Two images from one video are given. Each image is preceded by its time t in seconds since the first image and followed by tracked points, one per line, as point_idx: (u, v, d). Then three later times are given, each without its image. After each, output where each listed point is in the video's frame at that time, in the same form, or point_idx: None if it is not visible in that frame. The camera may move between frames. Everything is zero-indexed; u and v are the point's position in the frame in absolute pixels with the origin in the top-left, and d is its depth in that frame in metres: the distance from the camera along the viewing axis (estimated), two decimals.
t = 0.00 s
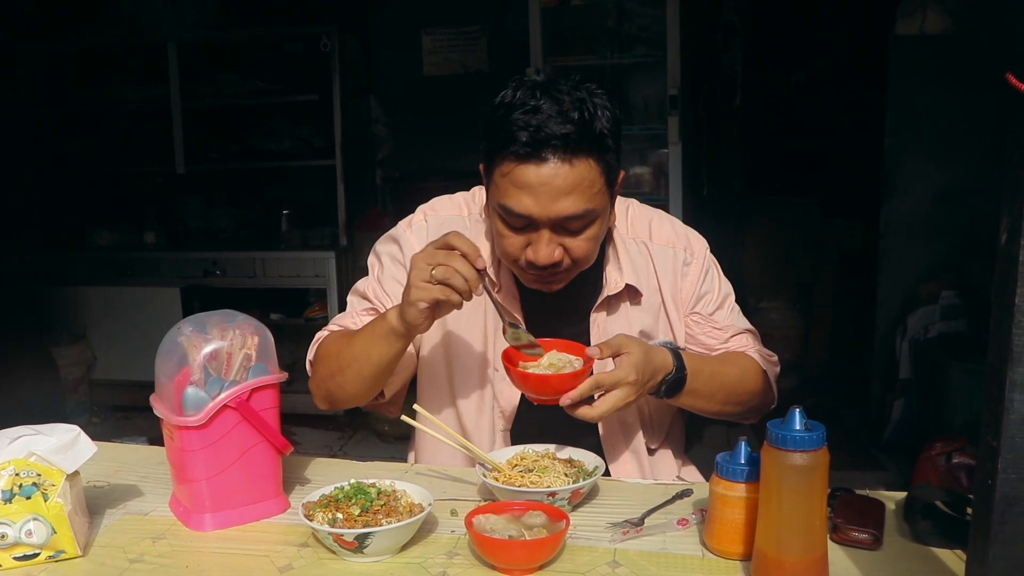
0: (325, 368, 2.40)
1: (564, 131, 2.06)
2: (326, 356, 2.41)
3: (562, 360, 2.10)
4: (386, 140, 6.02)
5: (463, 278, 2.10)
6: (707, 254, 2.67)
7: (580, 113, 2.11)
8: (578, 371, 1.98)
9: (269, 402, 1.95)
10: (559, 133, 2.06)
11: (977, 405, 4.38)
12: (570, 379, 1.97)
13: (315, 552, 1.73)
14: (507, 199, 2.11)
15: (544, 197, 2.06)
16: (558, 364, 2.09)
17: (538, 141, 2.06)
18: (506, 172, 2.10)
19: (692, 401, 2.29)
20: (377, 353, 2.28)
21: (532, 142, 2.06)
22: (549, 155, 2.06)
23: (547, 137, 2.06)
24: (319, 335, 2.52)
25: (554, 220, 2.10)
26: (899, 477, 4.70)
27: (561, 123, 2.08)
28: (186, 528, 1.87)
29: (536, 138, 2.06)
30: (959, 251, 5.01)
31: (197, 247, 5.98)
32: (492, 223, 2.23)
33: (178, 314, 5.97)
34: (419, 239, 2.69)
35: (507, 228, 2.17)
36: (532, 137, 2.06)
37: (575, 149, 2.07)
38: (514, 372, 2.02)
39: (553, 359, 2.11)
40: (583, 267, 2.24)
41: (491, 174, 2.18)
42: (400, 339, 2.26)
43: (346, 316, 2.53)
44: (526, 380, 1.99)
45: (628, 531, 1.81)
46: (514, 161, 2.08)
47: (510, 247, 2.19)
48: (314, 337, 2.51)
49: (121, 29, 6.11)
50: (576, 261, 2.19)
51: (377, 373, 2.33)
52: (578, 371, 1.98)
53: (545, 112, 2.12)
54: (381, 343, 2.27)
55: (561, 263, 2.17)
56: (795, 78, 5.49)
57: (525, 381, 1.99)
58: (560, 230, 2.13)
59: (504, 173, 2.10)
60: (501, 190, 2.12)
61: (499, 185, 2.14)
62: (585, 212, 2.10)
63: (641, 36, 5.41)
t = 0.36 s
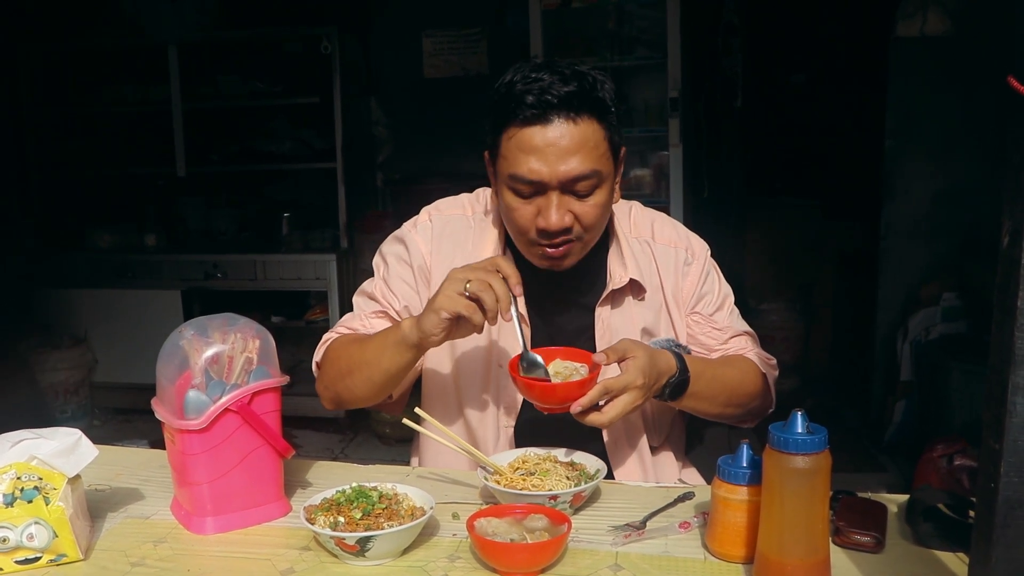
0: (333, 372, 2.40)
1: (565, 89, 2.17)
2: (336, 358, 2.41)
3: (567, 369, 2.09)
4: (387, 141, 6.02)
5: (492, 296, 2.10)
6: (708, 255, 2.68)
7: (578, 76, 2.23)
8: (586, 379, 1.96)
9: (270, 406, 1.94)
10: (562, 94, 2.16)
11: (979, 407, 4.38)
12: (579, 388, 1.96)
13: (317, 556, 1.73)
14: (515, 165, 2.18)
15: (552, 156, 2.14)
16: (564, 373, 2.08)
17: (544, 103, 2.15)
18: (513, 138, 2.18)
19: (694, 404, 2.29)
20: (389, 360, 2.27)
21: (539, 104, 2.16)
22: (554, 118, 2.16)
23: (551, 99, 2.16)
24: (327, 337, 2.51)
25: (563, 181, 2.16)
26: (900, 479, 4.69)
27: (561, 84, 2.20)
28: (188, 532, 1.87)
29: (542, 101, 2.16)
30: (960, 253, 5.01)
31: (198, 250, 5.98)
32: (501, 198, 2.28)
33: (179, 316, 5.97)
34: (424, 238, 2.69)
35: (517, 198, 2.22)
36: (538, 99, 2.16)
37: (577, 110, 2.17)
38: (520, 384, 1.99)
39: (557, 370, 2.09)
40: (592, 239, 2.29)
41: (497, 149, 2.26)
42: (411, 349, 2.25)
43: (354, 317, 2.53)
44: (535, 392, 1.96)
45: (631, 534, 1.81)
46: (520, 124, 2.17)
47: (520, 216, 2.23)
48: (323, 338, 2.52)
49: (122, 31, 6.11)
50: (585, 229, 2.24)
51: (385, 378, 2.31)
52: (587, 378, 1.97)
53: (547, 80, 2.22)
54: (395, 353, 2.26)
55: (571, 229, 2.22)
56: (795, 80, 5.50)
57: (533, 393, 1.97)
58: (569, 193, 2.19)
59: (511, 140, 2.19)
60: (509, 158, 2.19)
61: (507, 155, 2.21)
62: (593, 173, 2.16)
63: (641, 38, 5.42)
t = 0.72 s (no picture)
0: (336, 378, 2.40)
1: (569, 80, 2.20)
2: (336, 364, 2.41)
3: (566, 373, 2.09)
4: (387, 142, 6.02)
5: (476, 351, 2.06)
6: (709, 257, 2.69)
7: (583, 67, 2.26)
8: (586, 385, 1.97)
9: (271, 406, 1.94)
10: (565, 85, 2.19)
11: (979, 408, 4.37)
12: (580, 393, 1.96)
13: (318, 556, 1.73)
14: (518, 155, 2.22)
15: (553, 146, 2.18)
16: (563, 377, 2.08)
17: (548, 94, 2.19)
18: (517, 127, 2.22)
19: (692, 407, 2.29)
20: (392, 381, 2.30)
21: (543, 94, 2.19)
22: (557, 109, 2.20)
23: (556, 90, 2.19)
24: (331, 339, 2.50)
25: (564, 171, 2.21)
26: (900, 480, 4.70)
27: (565, 75, 2.22)
28: (188, 532, 1.87)
29: (546, 92, 2.19)
30: (960, 254, 5.01)
31: (199, 250, 5.99)
32: (503, 188, 2.32)
33: (179, 316, 5.98)
34: (427, 237, 2.69)
35: (519, 188, 2.26)
36: (542, 89, 2.19)
37: (580, 101, 2.21)
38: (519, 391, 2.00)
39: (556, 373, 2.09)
40: (592, 232, 2.32)
41: (501, 140, 2.30)
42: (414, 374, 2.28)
43: (358, 320, 2.53)
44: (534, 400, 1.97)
45: (631, 535, 1.81)
46: (524, 114, 2.21)
47: (522, 206, 2.27)
48: (326, 340, 2.51)
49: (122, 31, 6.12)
50: (585, 221, 2.28)
51: (389, 393, 2.35)
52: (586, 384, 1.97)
53: (551, 70, 2.24)
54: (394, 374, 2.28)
55: (571, 220, 2.26)
56: (795, 81, 5.50)
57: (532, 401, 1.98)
58: (570, 184, 2.23)
59: (514, 130, 2.22)
60: (512, 148, 2.23)
61: (510, 145, 2.25)
62: (593, 164, 2.21)
63: (641, 39, 5.42)
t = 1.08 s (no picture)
0: (336, 379, 2.40)
1: (561, 71, 2.24)
2: (336, 364, 2.40)
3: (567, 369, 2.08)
4: (388, 141, 6.01)
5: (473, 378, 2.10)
6: (709, 257, 2.68)
7: (577, 58, 2.29)
8: (588, 381, 1.97)
9: (271, 404, 1.94)
10: (556, 76, 2.23)
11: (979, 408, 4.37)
12: (581, 389, 1.97)
13: (317, 554, 1.73)
14: (512, 145, 2.27)
15: (546, 135, 2.22)
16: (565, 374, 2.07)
17: (540, 85, 2.23)
18: (511, 119, 2.27)
19: (693, 407, 2.29)
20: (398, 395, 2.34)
21: (535, 86, 2.23)
22: (550, 100, 2.23)
23: (548, 81, 2.23)
24: (332, 336, 2.50)
25: (558, 159, 2.24)
26: (899, 480, 4.69)
27: (558, 66, 2.26)
28: (188, 530, 1.87)
29: (538, 84, 2.23)
30: (960, 255, 5.02)
31: (198, 249, 5.99)
32: (501, 178, 2.37)
33: (179, 315, 5.98)
34: (429, 234, 2.69)
35: (515, 178, 2.31)
36: (535, 82, 2.23)
37: (572, 91, 2.24)
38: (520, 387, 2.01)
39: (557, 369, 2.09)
40: (589, 220, 2.35)
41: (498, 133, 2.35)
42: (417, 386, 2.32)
43: (360, 316, 2.53)
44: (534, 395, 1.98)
45: (630, 534, 1.81)
46: (518, 106, 2.25)
47: (518, 194, 2.31)
48: (328, 337, 2.50)
49: (122, 30, 6.12)
50: (581, 208, 2.31)
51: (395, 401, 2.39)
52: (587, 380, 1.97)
53: (544, 62, 2.28)
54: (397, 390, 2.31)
55: (567, 208, 2.30)
56: (796, 81, 5.50)
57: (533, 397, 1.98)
58: (565, 173, 2.26)
59: (508, 121, 2.27)
60: (507, 139, 2.28)
61: (506, 136, 2.30)
62: (587, 152, 2.24)
63: (642, 38, 5.43)
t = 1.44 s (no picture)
0: (336, 377, 2.39)
1: (562, 59, 2.25)
2: (335, 363, 2.40)
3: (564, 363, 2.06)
4: (386, 139, 6.01)
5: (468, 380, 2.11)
6: (706, 255, 2.68)
7: (576, 46, 2.30)
8: (589, 376, 1.97)
9: (268, 403, 1.94)
10: (559, 64, 2.25)
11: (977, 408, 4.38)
12: (582, 383, 1.96)
13: (315, 554, 1.73)
14: (514, 133, 2.29)
15: (548, 122, 2.24)
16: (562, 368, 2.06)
17: (542, 74, 2.25)
18: (514, 107, 2.29)
19: (692, 405, 2.29)
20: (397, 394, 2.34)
21: (538, 75, 2.25)
22: (551, 88, 2.26)
23: (550, 69, 2.25)
24: (333, 334, 2.48)
25: (560, 145, 2.26)
26: (897, 480, 4.70)
27: (558, 54, 2.27)
28: (186, 529, 1.86)
29: (541, 72, 2.25)
30: (959, 254, 5.02)
31: (197, 248, 5.99)
32: (503, 167, 2.38)
33: (178, 314, 5.97)
34: (429, 231, 2.68)
35: (517, 165, 2.32)
36: (537, 70, 2.25)
37: (573, 79, 2.26)
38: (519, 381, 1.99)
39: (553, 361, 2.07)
40: (591, 208, 2.36)
41: (500, 123, 2.37)
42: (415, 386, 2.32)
43: (362, 311, 2.52)
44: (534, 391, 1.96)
45: (628, 534, 1.81)
46: (520, 94, 2.27)
47: (520, 182, 2.32)
48: (328, 335, 2.48)
49: (119, 29, 6.12)
50: (583, 195, 2.32)
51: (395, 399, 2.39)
52: (588, 376, 1.96)
53: (545, 51, 2.29)
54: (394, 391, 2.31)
55: (569, 195, 2.31)
56: (795, 80, 5.49)
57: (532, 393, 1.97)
58: (566, 159, 2.28)
59: (510, 109, 2.30)
60: (509, 127, 2.30)
61: (508, 125, 2.32)
62: (588, 139, 2.26)
63: (641, 38, 5.43)
